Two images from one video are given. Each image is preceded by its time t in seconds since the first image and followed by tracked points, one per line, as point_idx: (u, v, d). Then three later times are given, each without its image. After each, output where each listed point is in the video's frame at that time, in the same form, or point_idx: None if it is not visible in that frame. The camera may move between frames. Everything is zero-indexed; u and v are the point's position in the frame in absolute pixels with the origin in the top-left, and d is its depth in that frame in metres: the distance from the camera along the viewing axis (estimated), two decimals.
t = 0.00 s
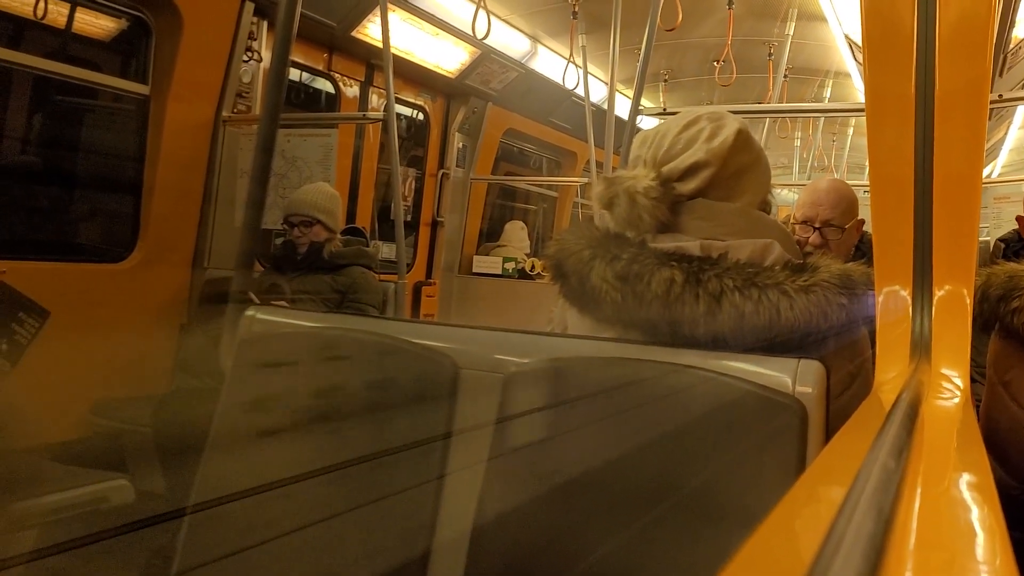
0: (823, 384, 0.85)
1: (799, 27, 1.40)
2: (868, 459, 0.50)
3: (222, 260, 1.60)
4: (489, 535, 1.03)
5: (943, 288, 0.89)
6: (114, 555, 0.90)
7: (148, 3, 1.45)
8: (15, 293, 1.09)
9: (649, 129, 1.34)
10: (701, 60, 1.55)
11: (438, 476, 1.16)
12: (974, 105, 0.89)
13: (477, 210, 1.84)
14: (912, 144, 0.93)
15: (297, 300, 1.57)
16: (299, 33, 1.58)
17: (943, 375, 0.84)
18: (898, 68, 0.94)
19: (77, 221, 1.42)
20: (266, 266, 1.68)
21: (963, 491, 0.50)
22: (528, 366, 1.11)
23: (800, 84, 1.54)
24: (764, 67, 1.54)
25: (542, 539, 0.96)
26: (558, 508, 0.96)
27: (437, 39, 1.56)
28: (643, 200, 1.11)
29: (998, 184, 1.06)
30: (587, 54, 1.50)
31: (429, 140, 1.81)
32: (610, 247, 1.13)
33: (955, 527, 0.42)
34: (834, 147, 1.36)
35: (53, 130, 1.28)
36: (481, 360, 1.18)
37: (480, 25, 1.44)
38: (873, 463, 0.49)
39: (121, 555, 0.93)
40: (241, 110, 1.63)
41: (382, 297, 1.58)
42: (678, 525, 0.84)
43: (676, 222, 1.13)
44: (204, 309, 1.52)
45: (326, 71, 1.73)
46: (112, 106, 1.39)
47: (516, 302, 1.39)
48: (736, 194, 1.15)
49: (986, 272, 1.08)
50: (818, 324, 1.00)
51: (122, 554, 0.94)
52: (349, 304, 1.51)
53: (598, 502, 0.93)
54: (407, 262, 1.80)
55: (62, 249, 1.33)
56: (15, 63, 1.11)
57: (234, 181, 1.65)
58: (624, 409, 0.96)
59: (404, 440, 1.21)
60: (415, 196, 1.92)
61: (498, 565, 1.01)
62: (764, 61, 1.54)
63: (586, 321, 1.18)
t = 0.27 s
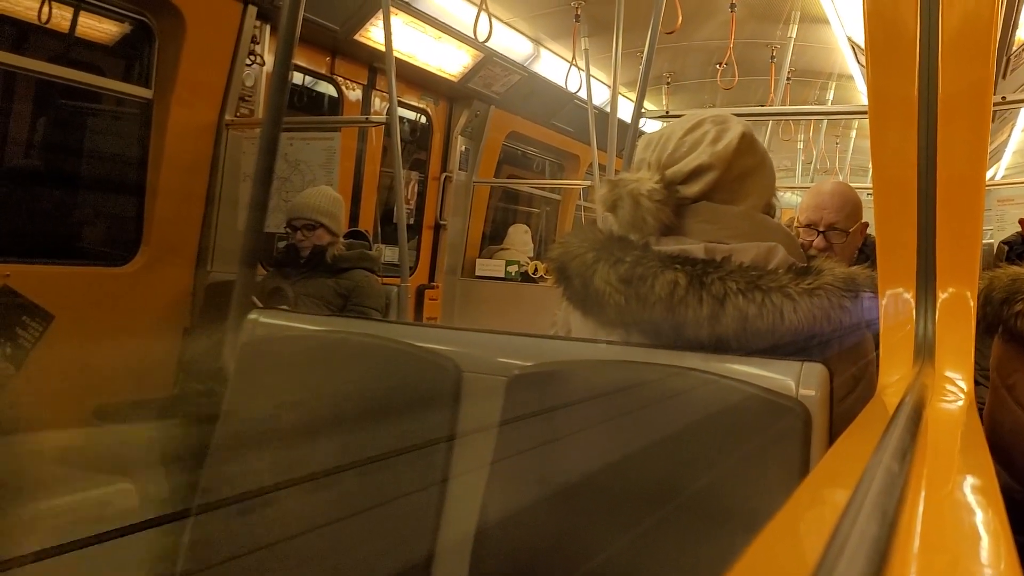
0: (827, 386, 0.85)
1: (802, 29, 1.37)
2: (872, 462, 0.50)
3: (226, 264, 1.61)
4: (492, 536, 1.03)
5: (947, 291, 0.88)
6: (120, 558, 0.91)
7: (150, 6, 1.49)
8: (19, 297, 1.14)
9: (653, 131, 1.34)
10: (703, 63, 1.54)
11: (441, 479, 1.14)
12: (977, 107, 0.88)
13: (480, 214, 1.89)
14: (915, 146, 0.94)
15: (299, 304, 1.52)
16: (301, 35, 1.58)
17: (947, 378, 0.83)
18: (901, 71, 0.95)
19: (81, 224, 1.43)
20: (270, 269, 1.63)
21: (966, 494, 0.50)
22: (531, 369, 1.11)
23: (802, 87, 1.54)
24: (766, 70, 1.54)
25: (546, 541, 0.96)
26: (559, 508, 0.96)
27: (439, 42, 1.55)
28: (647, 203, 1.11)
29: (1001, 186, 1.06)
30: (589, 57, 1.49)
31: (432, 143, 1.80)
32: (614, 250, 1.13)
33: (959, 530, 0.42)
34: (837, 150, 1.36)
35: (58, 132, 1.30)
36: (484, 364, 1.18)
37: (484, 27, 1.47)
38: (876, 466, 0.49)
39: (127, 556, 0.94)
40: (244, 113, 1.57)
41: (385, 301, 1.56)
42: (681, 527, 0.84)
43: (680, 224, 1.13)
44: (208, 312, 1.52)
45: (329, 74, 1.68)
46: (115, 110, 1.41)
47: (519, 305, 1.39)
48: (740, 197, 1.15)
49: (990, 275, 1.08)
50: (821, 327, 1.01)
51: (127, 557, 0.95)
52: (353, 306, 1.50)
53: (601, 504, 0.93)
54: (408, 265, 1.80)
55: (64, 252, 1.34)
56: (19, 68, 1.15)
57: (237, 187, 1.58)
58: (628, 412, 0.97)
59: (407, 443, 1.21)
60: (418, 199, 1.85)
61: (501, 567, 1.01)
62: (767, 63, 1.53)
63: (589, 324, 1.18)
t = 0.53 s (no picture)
0: (829, 388, 0.86)
1: (805, 32, 1.37)
2: (876, 464, 0.50)
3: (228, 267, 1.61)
4: (496, 538, 1.04)
5: (949, 293, 0.89)
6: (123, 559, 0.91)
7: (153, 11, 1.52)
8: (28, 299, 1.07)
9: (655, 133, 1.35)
10: (706, 66, 1.54)
11: (443, 481, 1.16)
12: (979, 110, 0.89)
13: (482, 215, 1.77)
14: (916, 148, 0.93)
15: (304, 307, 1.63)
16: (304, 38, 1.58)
17: (949, 381, 0.85)
18: (903, 72, 0.95)
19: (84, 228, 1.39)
20: (272, 271, 1.68)
21: (969, 496, 0.50)
22: (534, 371, 1.13)
23: (804, 89, 1.54)
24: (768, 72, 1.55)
25: (548, 544, 0.96)
26: (562, 509, 0.96)
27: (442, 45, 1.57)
28: (649, 205, 1.11)
29: (1004, 188, 1.06)
30: (592, 60, 1.53)
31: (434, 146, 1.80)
32: (617, 252, 1.13)
33: (963, 532, 0.43)
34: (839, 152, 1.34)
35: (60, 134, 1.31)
36: (483, 366, 1.22)
37: (485, 29, 1.43)
38: (880, 468, 0.49)
39: (131, 559, 0.94)
40: (247, 116, 1.55)
41: (388, 303, 1.63)
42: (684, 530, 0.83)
43: (683, 227, 1.14)
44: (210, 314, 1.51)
45: (332, 77, 1.71)
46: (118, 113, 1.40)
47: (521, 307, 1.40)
48: (742, 200, 1.15)
49: (994, 277, 1.07)
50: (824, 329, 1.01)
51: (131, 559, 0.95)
52: (355, 310, 1.60)
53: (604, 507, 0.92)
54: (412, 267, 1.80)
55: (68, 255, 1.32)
56: (22, 70, 1.14)
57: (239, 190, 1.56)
58: (631, 414, 0.97)
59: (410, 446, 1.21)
60: (421, 202, 1.83)
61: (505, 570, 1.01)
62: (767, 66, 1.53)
63: (592, 326, 1.18)
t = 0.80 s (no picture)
0: (832, 390, 0.87)
1: (807, 32, 1.38)
2: (878, 465, 0.50)
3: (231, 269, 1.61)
4: (499, 540, 1.04)
5: (952, 294, 0.89)
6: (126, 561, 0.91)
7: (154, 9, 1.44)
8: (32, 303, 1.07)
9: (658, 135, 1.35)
10: (709, 67, 1.54)
11: (445, 483, 1.17)
12: (981, 110, 0.89)
13: (483, 217, 1.70)
14: (918, 148, 0.93)
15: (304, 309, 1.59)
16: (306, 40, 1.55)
17: (952, 381, 0.85)
18: (905, 73, 0.95)
19: (86, 229, 1.41)
20: (274, 274, 1.66)
21: (972, 498, 0.50)
22: (536, 372, 1.13)
23: (806, 91, 1.57)
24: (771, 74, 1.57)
25: (551, 547, 0.96)
26: (564, 512, 0.96)
27: (444, 46, 1.58)
28: (652, 207, 1.12)
29: (1007, 189, 1.06)
30: (595, 61, 1.51)
31: (435, 146, 1.83)
32: (619, 253, 1.14)
33: (966, 534, 0.43)
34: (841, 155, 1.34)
35: (64, 137, 1.32)
36: (485, 367, 1.21)
37: (489, 32, 1.45)
38: (883, 469, 0.49)
39: (133, 560, 0.94)
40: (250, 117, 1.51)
41: (390, 305, 1.61)
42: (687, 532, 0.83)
43: (685, 228, 1.14)
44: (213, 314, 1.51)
45: (334, 79, 1.68)
46: (120, 114, 1.42)
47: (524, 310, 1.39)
48: (745, 201, 1.15)
49: (996, 278, 1.08)
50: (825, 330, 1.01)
51: (135, 560, 0.95)
52: (356, 312, 1.57)
53: (606, 509, 0.92)
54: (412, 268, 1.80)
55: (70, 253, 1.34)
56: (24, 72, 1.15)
57: (241, 192, 1.55)
58: (634, 416, 0.97)
59: (413, 448, 1.21)
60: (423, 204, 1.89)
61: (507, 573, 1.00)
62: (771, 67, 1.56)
63: (593, 328, 1.19)
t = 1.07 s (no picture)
0: (834, 392, 0.86)
1: (809, 35, 1.39)
2: (880, 467, 0.50)
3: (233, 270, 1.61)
4: (499, 543, 1.03)
5: (954, 296, 0.89)
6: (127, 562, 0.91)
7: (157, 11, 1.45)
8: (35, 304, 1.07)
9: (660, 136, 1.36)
10: (709, 69, 1.55)
11: (446, 485, 1.15)
12: (984, 112, 0.88)
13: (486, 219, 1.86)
14: (921, 151, 0.93)
15: (307, 310, 1.57)
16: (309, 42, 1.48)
17: (955, 383, 0.85)
18: (907, 75, 0.95)
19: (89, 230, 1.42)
20: (276, 274, 1.63)
21: (975, 500, 0.50)
22: (538, 373, 1.13)
23: (807, 92, 1.54)
24: (773, 75, 1.58)
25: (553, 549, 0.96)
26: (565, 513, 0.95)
27: (446, 47, 1.58)
28: (653, 208, 1.13)
29: (1010, 191, 1.06)
30: (597, 62, 1.48)
31: (438, 148, 1.82)
32: (620, 255, 1.13)
33: (968, 537, 0.42)
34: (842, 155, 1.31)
35: (66, 138, 1.30)
36: (491, 369, 1.20)
37: (490, 33, 1.45)
38: (885, 472, 0.49)
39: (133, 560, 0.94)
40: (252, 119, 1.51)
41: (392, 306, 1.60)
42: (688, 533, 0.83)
43: (685, 229, 1.15)
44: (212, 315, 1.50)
45: (336, 80, 1.63)
46: (122, 115, 1.42)
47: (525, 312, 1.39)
48: (745, 202, 1.16)
49: (1000, 279, 1.08)
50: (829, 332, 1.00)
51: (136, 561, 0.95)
52: (359, 313, 1.55)
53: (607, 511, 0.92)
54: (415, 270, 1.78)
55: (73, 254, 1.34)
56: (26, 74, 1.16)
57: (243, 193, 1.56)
58: (633, 418, 0.97)
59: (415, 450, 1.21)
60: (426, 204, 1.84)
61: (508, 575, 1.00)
62: (774, 69, 1.57)
63: (594, 329, 1.19)
